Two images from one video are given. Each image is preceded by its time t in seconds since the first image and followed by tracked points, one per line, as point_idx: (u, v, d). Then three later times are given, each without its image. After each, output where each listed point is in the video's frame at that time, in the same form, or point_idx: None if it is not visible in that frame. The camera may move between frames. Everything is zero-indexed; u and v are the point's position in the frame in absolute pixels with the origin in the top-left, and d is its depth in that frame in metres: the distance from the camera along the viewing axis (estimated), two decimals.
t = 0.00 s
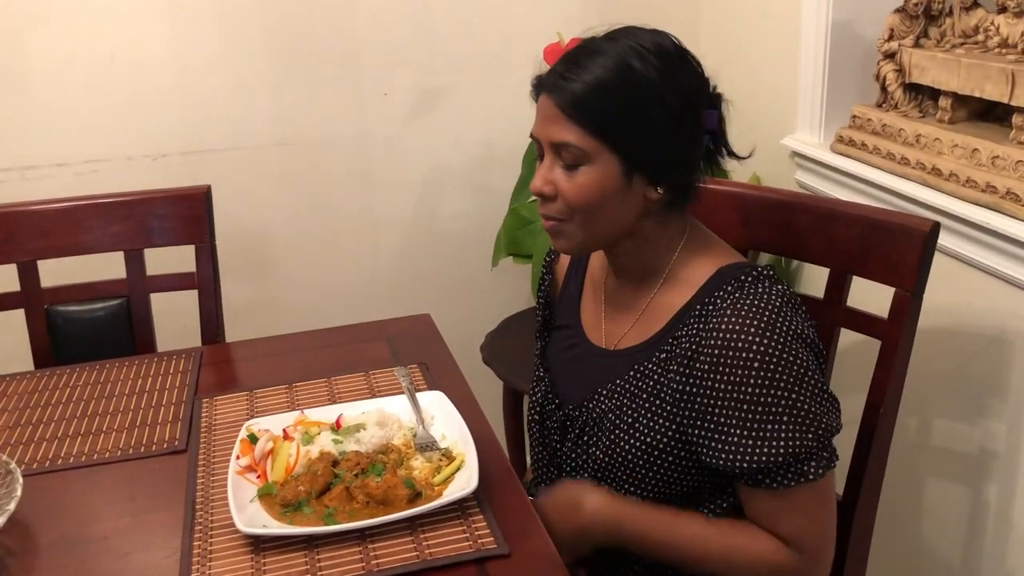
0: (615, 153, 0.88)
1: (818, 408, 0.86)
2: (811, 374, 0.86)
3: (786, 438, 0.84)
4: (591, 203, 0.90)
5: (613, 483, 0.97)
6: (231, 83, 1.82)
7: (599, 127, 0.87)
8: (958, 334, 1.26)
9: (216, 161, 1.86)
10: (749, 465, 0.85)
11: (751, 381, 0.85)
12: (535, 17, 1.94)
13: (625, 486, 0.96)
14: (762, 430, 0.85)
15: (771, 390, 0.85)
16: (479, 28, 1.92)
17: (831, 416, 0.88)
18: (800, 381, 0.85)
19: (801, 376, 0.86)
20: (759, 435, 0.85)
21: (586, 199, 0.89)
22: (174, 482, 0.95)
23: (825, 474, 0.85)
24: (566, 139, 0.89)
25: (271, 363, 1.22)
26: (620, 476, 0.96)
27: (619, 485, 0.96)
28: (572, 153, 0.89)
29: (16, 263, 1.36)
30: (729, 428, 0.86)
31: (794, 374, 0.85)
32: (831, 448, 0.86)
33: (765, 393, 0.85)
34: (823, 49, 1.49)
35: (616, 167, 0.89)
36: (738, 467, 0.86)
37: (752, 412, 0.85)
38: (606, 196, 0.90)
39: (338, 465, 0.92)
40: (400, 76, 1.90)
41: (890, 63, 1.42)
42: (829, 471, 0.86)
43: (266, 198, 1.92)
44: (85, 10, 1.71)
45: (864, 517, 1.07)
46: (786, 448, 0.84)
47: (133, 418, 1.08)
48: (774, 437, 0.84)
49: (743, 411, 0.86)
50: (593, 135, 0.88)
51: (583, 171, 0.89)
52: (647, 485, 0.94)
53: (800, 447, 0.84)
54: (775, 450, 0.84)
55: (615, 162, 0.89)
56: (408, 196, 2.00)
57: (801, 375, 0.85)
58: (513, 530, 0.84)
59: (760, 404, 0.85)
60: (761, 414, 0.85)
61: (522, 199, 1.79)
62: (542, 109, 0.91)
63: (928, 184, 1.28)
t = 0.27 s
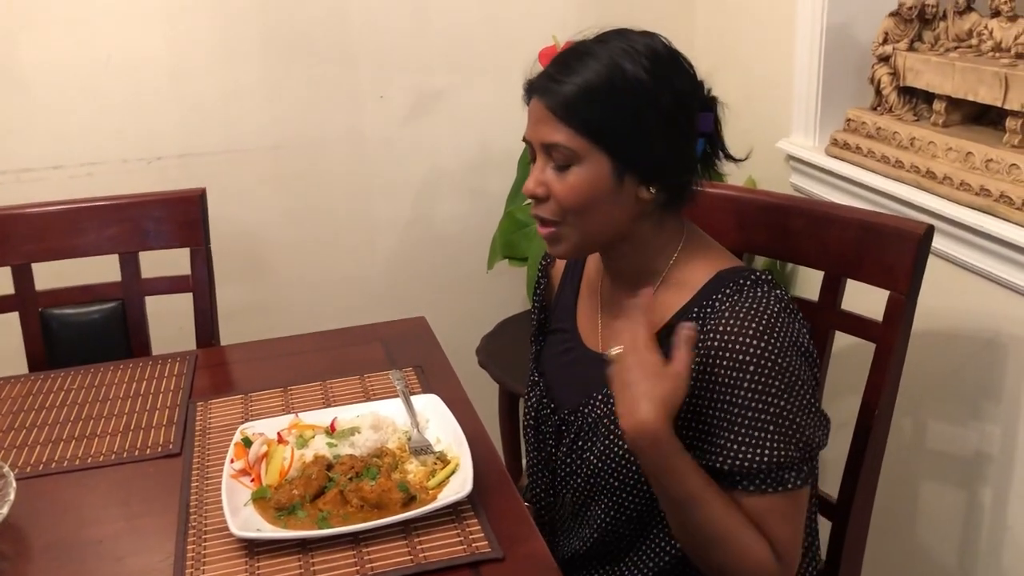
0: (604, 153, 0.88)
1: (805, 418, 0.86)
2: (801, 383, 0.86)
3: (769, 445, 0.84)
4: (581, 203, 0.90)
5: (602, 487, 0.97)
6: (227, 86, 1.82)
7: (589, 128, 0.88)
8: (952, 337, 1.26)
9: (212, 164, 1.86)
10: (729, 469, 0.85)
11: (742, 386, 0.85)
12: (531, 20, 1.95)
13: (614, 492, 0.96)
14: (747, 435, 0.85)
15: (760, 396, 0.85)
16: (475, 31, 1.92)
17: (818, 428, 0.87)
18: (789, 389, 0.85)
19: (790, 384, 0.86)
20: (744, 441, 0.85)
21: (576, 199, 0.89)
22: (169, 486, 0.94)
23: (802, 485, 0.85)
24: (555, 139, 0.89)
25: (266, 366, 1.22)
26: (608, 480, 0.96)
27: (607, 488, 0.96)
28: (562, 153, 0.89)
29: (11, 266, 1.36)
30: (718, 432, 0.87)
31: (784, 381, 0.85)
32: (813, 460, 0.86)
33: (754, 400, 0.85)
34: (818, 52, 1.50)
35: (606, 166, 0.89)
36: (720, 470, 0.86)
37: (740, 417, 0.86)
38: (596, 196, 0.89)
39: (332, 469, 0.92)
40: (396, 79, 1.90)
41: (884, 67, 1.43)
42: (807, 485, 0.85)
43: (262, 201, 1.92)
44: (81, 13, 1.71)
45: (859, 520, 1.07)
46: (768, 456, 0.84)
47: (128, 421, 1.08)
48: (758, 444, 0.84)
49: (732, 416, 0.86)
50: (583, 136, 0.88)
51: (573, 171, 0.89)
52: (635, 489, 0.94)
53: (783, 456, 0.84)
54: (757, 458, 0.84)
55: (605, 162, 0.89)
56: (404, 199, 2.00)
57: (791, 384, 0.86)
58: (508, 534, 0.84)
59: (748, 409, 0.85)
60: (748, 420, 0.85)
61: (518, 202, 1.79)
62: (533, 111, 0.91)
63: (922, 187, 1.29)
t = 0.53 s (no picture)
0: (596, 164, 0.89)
1: (807, 430, 0.86)
2: (802, 396, 0.86)
3: (771, 459, 0.84)
4: (575, 215, 0.90)
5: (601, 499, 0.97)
6: (225, 91, 1.82)
7: (580, 138, 0.88)
8: (950, 343, 1.26)
9: (209, 169, 1.86)
10: (733, 485, 0.85)
11: (743, 401, 0.85)
12: (528, 25, 1.95)
13: (613, 501, 0.95)
14: (749, 450, 0.85)
15: (762, 411, 0.85)
16: (473, 36, 1.92)
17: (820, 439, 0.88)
18: (791, 402, 0.85)
19: (792, 397, 0.85)
20: (747, 456, 0.85)
21: (569, 211, 0.90)
22: (166, 493, 0.94)
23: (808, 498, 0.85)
24: (546, 151, 0.89)
25: (264, 372, 1.22)
26: (607, 490, 0.95)
27: (607, 500, 0.96)
28: (553, 165, 0.90)
29: (8, 271, 1.36)
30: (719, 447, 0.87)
31: (785, 395, 0.85)
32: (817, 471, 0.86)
33: (755, 414, 0.85)
34: (816, 59, 1.50)
35: (598, 177, 0.89)
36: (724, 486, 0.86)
37: (742, 432, 0.85)
38: (590, 207, 0.90)
39: (331, 476, 0.92)
40: (394, 84, 1.90)
41: (882, 73, 1.42)
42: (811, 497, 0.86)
43: (260, 206, 1.92)
44: (79, 18, 1.71)
45: (857, 526, 1.07)
46: (772, 470, 0.84)
47: (124, 427, 1.07)
48: (762, 459, 0.84)
49: (733, 431, 0.86)
50: (573, 147, 0.88)
51: (565, 183, 0.90)
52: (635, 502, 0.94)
53: (787, 470, 0.84)
54: (762, 473, 0.84)
55: (597, 173, 0.89)
56: (402, 204, 2.00)
57: (793, 397, 0.85)
58: (506, 541, 0.83)
59: (750, 424, 0.85)
60: (751, 435, 0.85)
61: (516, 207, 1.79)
62: (524, 123, 0.92)
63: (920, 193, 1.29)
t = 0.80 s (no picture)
0: (601, 168, 0.88)
1: (808, 440, 0.86)
2: (804, 404, 0.86)
3: (775, 470, 0.84)
4: (580, 221, 0.89)
5: (600, 510, 0.96)
6: (223, 96, 1.82)
7: (586, 142, 0.88)
8: (949, 350, 1.26)
9: (208, 175, 1.86)
10: (736, 495, 0.85)
11: (745, 411, 0.85)
12: (527, 32, 1.95)
13: (612, 513, 0.95)
14: (753, 461, 0.85)
15: (765, 420, 0.85)
16: (472, 43, 1.92)
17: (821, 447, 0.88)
18: (793, 412, 0.85)
19: (794, 406, 0.85)
20: (750, 467, 0.85)
21: (575, 217, 0.89)
22: (163, 499, 0.94)
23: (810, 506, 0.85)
24: (551, 158, 0.89)
25: (262, 378, 1.22)
26: (607, 502, 0.95)
27: (606, 512, 0.95)
28: (558, 172, 0.89)
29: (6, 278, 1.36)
30: (723, 458, 0.86)
31: (787, 404, 0.85)
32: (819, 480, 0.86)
33: (759, 424, 0.85)
34: (814, 66, 1.51)
35: (603, 182, 0.88)
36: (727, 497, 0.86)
37: (745, 444, 0.85)
38: (595, 213, 0.89)
39: (329, 483, 0.92)
40: (392, 91, 1.91)
41: (880, 79, 1.42)
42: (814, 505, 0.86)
43: (258, 212, 1.92)
44: (77, 24, 1.71)
45: (856, 534, 1.07)
46: (776, 480, 0.84)
47: (122, 434, 1.07)
48: (765, 469, 0.84)
49: (737, 442, 0.85)
50: (580, 151, 0.88)
51: (570, 189, 0.89)
52: (635, 513, 0.93)
53: (790, 480, 0.84)
54: (766, 483, 0.84)
55: (602, 177, 0.88)
56: (400, 210, 2.00)
57: (796, 407, 0.85)
58: (505, 549, 0.83)
59: (753, 434, 0.85)
60: (754, 445, 0.85)
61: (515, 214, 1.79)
62: (527, 131, 0.91)
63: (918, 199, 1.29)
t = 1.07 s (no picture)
0: (638, 151, 0.88)
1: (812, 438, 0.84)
2: (813, 401, 0.86)
3: (781, 460, 0.82)
4: (634, 204, 0.87)
5: (609, 513, 0.96)
6: (221, 100, 1.81)
7: (620, 128, 0.87)
8: (950, 353, 1.26)
9: (207, 178, 1.86)
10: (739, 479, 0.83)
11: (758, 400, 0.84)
12: (526, 35, 1.95)
13: (620, 515, 0.94)
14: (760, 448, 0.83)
15: (776, 411, 0.84)
16: (471, 46, 1.92)
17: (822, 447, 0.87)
18: (804, 406, 0.84)
19: (806, 401, 0.85)
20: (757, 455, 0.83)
21: (630, 201, 0.87)
22: (161, 503, 0.93)
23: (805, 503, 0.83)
24: (592, 146, 0.87)
25: (261, 382, 1.21)
26: (615, 502, 0.94)
27: (615, 513, 0.95)
28: (600, 160, 0.87)
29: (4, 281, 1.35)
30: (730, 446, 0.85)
31: (800, 398, 0.84)
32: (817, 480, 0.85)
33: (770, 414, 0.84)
34: (813, 69, 1.51)
35: (645, 164, 0.88)
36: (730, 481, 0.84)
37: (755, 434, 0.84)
38: (645, 195, 0.88)
39: (328, 486, 0.91)
40: (391, 94, 1.91)
41: (880, 83, 1.42)
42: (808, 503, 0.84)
43: (257, 215, 1.92)
44: (76, 28, 1.71)
45: (857, 537, 1.07)
46: (780, 471, 0.82)
47: (120, 438, 1.07)
48: (772, 458, 0.83)
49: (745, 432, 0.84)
50: (620, 136, 0.87)
51: (617, 175, 0.87)
52: (644, 514, 0.93)
53: (793, 472, 0.82)
54: (770, 472, 0.82)
55: (643, 160, 0.88)
56: (399, 213, 2.00)
57: (807, 401, 0.85)
58: (504, 553, 0.83)
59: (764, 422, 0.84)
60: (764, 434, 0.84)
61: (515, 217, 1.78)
62: (552, 129, 0.89)
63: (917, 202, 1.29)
